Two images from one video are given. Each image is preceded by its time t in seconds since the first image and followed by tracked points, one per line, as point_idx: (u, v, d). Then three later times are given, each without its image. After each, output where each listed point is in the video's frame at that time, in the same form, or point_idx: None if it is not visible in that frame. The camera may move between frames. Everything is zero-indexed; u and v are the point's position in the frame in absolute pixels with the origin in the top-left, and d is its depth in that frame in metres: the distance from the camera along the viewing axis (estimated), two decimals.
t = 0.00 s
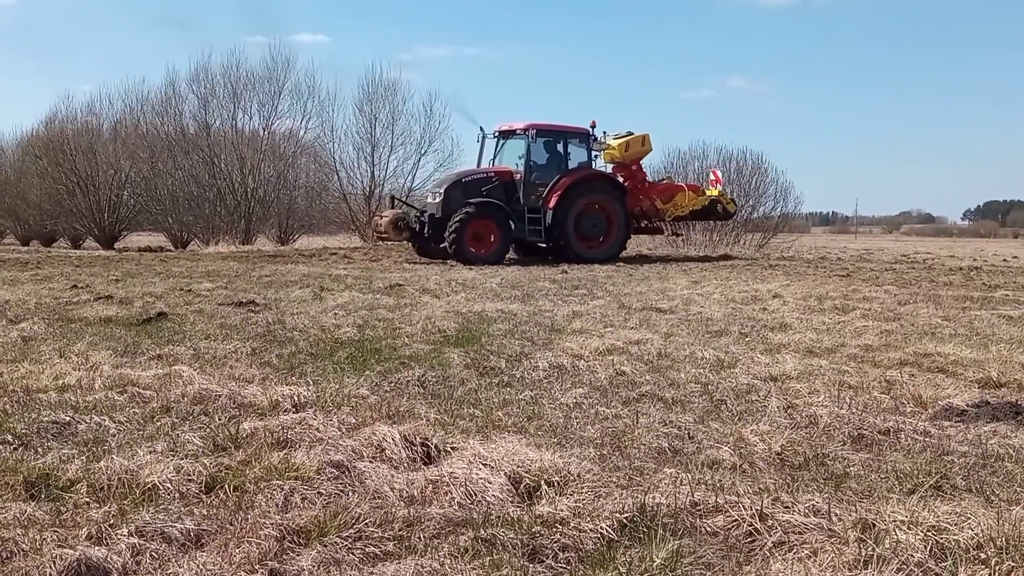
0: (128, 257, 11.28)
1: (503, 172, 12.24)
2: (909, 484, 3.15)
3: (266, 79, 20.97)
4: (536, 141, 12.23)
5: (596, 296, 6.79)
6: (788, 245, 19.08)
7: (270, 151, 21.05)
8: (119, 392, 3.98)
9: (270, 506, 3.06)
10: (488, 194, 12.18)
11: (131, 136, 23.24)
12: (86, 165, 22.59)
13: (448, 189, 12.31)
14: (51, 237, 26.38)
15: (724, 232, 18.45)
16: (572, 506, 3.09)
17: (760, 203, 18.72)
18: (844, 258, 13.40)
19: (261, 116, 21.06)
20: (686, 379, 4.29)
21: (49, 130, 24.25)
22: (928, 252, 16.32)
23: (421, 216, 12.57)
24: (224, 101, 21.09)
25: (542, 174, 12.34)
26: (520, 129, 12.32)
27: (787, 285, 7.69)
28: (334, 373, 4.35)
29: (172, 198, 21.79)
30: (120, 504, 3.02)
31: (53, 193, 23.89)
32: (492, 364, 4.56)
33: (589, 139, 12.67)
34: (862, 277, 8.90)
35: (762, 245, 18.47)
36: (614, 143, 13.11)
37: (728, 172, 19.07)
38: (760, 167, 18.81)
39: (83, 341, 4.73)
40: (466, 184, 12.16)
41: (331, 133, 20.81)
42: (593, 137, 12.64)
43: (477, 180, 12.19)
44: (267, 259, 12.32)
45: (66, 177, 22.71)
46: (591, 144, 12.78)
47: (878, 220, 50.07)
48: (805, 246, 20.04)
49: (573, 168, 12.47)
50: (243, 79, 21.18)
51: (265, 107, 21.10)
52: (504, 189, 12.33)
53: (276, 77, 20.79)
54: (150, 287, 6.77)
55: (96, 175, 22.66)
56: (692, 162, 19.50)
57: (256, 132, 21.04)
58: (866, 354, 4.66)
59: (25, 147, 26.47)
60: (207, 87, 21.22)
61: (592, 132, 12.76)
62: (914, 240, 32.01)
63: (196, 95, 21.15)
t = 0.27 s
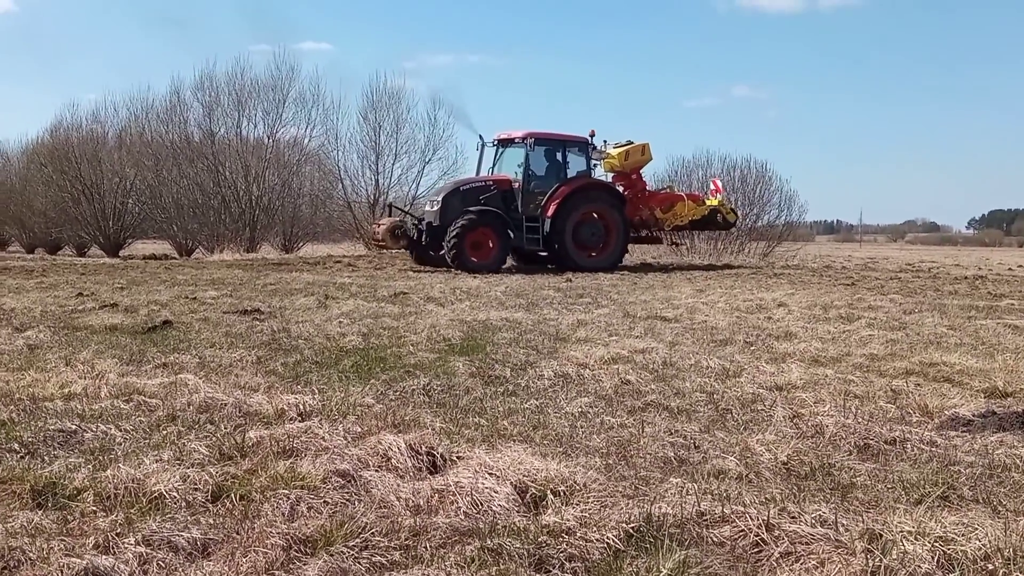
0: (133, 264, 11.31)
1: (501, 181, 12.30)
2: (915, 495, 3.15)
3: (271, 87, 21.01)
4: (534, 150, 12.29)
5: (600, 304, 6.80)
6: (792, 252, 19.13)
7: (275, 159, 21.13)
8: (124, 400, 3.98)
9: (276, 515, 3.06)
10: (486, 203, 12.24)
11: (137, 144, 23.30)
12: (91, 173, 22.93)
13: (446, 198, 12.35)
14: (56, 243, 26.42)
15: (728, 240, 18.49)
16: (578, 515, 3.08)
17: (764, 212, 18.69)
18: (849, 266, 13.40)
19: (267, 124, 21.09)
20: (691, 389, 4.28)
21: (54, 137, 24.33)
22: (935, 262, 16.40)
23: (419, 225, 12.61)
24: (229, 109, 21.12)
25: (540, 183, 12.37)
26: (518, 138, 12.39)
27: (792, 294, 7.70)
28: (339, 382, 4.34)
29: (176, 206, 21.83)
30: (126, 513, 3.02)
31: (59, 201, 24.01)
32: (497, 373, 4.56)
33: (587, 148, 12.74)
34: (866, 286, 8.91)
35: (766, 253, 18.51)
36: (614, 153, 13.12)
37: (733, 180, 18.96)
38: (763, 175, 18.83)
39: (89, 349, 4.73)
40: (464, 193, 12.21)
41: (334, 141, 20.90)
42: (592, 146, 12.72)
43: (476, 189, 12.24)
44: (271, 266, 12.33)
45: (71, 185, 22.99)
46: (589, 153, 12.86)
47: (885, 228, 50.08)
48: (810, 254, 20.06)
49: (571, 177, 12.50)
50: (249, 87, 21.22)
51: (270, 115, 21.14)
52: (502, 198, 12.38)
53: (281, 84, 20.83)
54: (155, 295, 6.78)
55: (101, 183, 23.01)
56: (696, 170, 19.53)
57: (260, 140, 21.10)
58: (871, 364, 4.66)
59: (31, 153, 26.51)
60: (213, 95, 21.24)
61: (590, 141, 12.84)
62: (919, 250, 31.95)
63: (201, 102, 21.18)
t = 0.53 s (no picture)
0: (149, 269, 11.38)
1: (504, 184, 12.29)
2: (935, 500, 3.14)
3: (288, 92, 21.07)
4: (540, 154, 12.25)
5: (616, 308, 6.80)
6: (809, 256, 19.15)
7: (291, 163, 21.19)
8: (144, 404, 4.00)
9: (295, 519, 3.07)
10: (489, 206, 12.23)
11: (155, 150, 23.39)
12: (109, 178, 22.90)
13: (449, 202, 12.38)
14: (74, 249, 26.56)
15: (744, 244, 18.53)
16: (597, 520, 3.08)
17: (780, 216, 18.66)
18: (864, 270, 13.34)
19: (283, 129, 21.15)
20: (709, 393, 4.28)
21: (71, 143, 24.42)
22: (952, 266, 16.30)
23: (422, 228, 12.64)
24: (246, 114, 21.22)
25: (544, 187, 12.34)
26: (523, 142, 12.36)
27: (809, 298, 7.68)
28: (357, 386, 4.35)
29: (194, 211, 21.97)
30: (147, 516, 3.03)
31: (78, 207, 24.06)
32: (514, 377, 4.56)
33: (592, 152, 12.71)
34: (883, 290, 8.88)
35: (783, 256, 18.55)
36: (620, 157, 13.01)
37: (749, 184, 19.00)
38: (780, 178, 18.83)
39: (108, 353, 4.75)
40: (467, 197, 12.23)
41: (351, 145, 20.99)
42: (597, 150, 12.68)
43: (478, 193, 12.26)
44: (286, 271, 12.37)
45: (89, 190, 23.00)
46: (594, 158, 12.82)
47: (902, 232, 49.90)
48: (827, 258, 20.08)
49: (576, 182, 12.49)
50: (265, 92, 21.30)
51: (286, 121, 21.20)
52: (505, 202, 12.38)
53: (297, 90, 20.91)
54: (173, 300, 6.81)
55: (119, 188, 22.95)
56: (712, 174, 19.52)
57: (276, 146, 21.18)
58: (890, 368, 4.65)
59: (48, 159, 26.65)
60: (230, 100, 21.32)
61: (596, 146, 12.80)
62: (936, 254, 31.83)
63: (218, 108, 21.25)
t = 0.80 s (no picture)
0: (167, 267, 11.47)
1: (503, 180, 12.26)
2: (958, 496, 3.13)
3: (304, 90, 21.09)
4: (539, 149, 12.21)
5: (634, 305, 6.79)
6: (826, 250, 19.15)
7: (307, 161, 21.25)
8: (164, 403, 4.02)
9: (316, 516, 3.08)
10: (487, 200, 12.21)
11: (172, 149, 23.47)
12: (127, 178, 22.94)
13: (448, 197, 12.33)
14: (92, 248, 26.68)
15: (761, 239, 18.59)
16: (618, 517, 3.08)
17: (798, 211, 18.65)
18: (881, 265, 13.24)
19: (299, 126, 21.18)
20: (728, 389, 4.27)
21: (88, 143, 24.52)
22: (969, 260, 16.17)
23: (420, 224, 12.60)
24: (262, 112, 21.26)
25: (544, 183, 12.27)
26: (523, 137, 12.31)
27: (828, 293, 7.66)
28: (376, 383, 4.37)
29: (212, 210, 22.11)
30: (169, 514, 3.05)
31: (96, 206, 24.12)
32: (533, 374, 4.56)
33: (592, 148, 12.67)
34: (901, 285, 8.84)
35: (800, 252, 18.58)
36: (621, 153, 12.97)
37: (766, 179, 18.96)
38: (797, 173, 18.80)
39: (128, 351, 4.78)
40: (465, 192, 12.18)
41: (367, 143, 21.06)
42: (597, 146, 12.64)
43: (477, 188, 12.22)
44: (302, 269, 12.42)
45: (108, 190, 23.08)
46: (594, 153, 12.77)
47: (918, 227, 49.59)
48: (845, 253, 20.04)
49: (576, 178, 12.42)
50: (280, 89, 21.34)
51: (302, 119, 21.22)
52: (503, 197, 12.35)
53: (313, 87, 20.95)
54: (192, 298, 6.84)
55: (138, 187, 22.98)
56: (728, 169, 19.48)
57: (293, 144, 21.23)
58: (910, 364, 4.63)
59: (66, 160, 26.77)
60: (246, 98, 21.36)
61: (596, 142, 12.77)
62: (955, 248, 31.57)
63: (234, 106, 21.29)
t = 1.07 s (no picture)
0: (180, 264, 11.52)
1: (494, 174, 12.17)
2: (973, 488, 3.11)
3: (315, 85, 21.16)
4: (530, 142, 12.08)
5: (645, 298, 6.79)
6: (839, 242, 19.20)
7: (319, 157, 21.29)
8: (178, 398, 4.04)
9: (330, 510, 3.09)
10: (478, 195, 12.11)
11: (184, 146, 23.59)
12: (139, 175, 23.12)
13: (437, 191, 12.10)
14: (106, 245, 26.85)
15: (773, 231, 18.72)
16: (631, 510, 3.08)
17: (811, 203, 18.73)
18: (894, 258, 13.16)
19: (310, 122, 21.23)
20: (741, 382, 4.26)
21: (99, 140, 24.67)
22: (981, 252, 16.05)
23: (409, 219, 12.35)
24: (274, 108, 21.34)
25: (535, 177, 12.19)
26: (513, 130, 12.15)
27: (841, 285, 7.64)
28: (388, 378, 4.38)
29: (224, 206, 22.02)
30: (184, 509, 3.06)
31: (109, 203, 24.25)
32: (545, 368, 4.57)
33: (583, 141, 12.60)
34: (914, 276, 8.80)
35: (812, 244, 18.66)
36: (612, 145, 12.89)
37: (779, 172, 18.92)
38: (810, 165, 18.76)
39: (141, 347, 4.81)
40: (456, 186, 12.00)
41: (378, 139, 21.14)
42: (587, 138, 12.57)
43: (468, 182, 12.06)
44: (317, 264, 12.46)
45: (120, 186, 23.25)
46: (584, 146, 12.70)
47: (930, 218, 49.42)
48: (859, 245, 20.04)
49: (567, 171, 12.36)
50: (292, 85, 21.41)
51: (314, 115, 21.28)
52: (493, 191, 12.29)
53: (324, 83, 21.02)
54: (204, 294, 6.86)
55: (150, 184, 23.14)
56: (740, 161, 19.43)
57: (304, 139, 21.26)
58: (924, 355, 4.61)
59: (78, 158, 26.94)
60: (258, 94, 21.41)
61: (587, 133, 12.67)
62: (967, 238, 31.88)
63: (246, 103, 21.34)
